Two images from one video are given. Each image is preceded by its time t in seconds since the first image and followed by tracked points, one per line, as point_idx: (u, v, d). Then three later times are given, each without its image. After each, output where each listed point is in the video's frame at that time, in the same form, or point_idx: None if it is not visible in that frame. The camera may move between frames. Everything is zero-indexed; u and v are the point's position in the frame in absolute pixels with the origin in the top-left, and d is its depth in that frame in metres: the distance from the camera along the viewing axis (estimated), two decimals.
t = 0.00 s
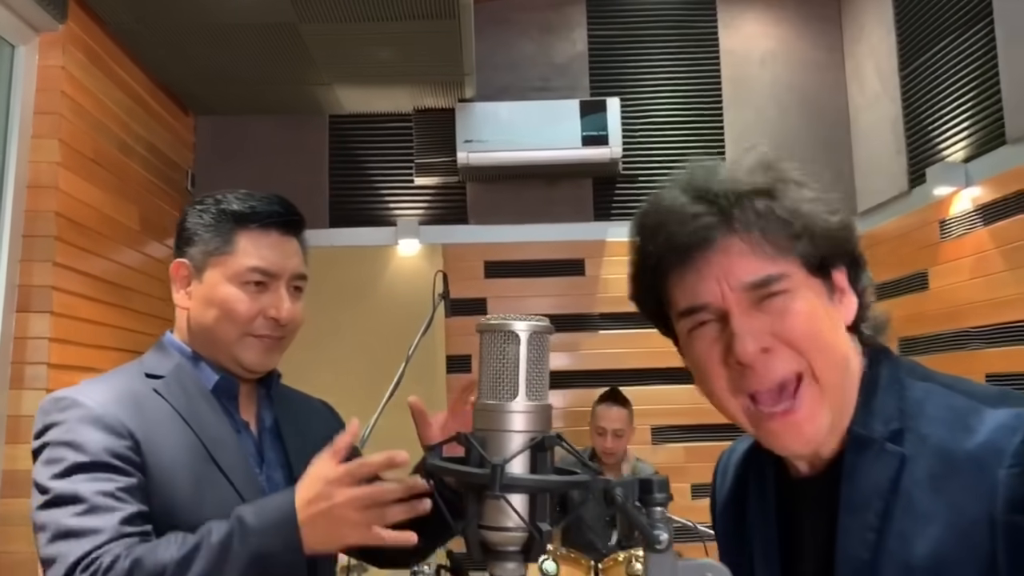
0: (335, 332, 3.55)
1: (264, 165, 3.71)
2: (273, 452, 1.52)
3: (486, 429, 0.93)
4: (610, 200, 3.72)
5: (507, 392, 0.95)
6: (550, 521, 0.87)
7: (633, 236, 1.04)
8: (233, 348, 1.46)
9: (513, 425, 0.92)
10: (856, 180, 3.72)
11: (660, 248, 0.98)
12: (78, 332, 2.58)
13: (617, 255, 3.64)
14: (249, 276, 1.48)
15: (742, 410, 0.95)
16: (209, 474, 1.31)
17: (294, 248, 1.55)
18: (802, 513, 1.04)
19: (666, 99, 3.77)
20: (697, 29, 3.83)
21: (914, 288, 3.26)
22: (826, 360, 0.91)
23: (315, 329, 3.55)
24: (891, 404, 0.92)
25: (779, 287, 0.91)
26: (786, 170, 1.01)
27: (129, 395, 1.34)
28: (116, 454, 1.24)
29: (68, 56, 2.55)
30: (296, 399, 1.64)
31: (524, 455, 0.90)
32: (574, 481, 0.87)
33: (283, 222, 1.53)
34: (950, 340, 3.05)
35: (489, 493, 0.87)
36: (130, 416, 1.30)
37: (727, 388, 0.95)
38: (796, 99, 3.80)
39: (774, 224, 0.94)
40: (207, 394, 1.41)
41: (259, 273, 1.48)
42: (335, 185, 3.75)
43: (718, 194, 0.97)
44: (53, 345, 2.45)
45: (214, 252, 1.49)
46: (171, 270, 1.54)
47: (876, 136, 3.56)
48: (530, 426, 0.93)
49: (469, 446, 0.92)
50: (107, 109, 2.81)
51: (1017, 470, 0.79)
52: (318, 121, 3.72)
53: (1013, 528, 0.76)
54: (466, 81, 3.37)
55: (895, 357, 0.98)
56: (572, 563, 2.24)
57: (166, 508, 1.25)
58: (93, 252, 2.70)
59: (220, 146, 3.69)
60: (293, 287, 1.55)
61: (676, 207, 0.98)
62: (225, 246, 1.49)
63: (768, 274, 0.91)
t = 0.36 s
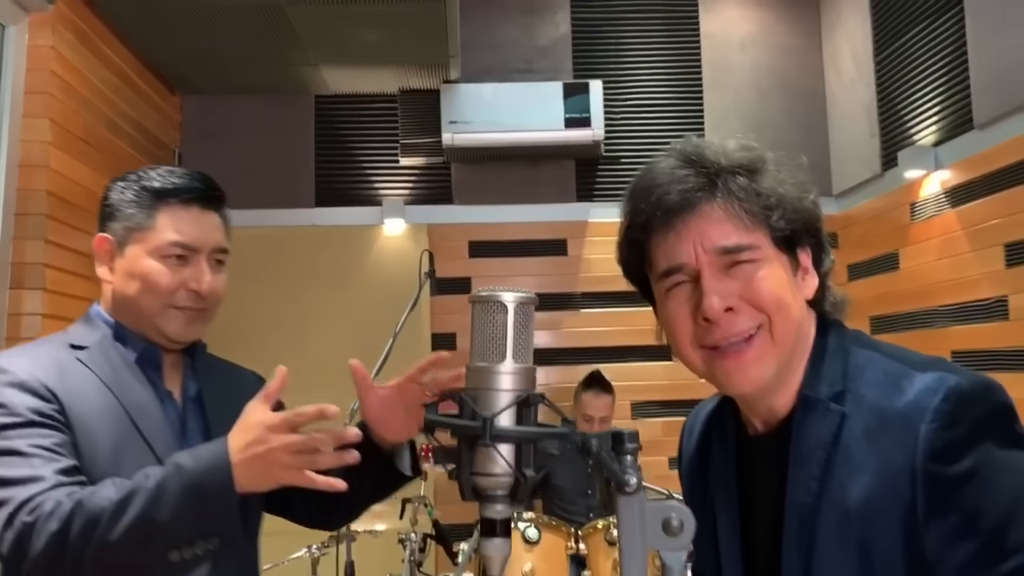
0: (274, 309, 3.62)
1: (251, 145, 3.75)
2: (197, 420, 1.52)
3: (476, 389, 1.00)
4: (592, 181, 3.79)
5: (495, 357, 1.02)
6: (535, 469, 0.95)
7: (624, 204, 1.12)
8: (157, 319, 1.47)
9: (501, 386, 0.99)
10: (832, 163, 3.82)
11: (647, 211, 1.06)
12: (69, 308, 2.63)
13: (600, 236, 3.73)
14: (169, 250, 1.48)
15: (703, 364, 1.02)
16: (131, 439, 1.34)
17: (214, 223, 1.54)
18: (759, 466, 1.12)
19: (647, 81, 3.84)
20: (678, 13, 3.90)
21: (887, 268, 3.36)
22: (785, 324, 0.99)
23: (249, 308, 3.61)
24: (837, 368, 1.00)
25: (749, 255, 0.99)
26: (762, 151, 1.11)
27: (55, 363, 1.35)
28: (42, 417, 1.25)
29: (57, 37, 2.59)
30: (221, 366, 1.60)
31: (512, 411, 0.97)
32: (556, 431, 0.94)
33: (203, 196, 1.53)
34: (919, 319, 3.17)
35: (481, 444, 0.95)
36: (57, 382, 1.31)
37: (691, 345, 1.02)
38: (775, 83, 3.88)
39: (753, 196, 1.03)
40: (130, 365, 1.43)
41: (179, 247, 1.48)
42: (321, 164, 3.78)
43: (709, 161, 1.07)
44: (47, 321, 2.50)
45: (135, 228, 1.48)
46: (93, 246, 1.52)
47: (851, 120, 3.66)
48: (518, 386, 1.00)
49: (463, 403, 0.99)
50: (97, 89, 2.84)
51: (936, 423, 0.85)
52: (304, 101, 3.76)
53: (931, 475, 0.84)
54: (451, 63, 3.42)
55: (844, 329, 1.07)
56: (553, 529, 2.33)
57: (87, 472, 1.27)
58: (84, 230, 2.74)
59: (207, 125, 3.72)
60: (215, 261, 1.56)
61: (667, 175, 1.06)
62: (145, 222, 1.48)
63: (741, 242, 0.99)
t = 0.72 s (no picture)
0: (257, 282, 3.68)
1: (244, 119, 3.78)
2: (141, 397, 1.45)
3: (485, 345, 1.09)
4: (583, 157, 3.86)
5: (495, 323, 1.12)
6: (534, 423, 1.03)
7: (611, 196, 1.10)
8: (105, 298, 1.42)
9: (502, 348, 1.08)
10: (818, 140, 3.89)
11: (635, 209, 1.05)
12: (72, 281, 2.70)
13: (589, 211, 3.80)
14: (123, 233, 1.44)
15: (690, 348, 1.05)
16: (66, 415, 1.30)
17: (170, 210, 1.50)
18: (737, 419, 1.11)
19: (636, 59, 3.91)
20: None
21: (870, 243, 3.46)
22: (765, 313, 1.02)
23: (233, 281, 3.67)
24: (806, 332, 1.04)
25: (732, 254, 1.00)
26: (745, 136, 1.08)
27: None
28: None
29: (54, 12, 2.62)
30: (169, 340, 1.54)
31: (512, 370, 1.06)
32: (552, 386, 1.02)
33: (160, 182, 1.49)
34: (899, 292, 3.27)
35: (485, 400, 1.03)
36: None
37: (679, 332, 1.05)
38: (762, 60, 3.94)
39: (737, 195, 1.02)
40: (71, 339, 1.37)
41: (134, 230, 1.44)
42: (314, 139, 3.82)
43: (695, 165, 1.03)
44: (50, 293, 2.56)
45: (91, 210, 1.44)
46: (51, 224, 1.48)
47: (836, 98, 3.72)
48: (518, 349, 1.09)
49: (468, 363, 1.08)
50: (93, 64, 2.87)
51: (894, 376, 0.90)
52: (297, 76, 3.79)
53: (888, 422, 0.89)
54: (443, 39, 3.45)
55: (811, 293, 1.09)
56: (544, 494, 2.43)
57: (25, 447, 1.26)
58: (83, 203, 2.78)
59: (200, 99, 3.75)
60: (167, 244, 1.51)
61: (655, 174, 1.04)
62: (102, 204, 1.44)
63: (725, 243, 1.00)
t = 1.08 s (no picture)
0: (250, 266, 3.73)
1: (239, 103, 3.81)
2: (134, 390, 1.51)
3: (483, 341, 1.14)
4: (575, 141, 3.91)
5: (486, 316, 1.19)
6: (524, 409, 1.10)
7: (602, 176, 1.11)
8: (93, 293, 1.44)
9: (494, 338, 1.15)
10: (807, 125, 3.95)
11: (624, 188, 1.06)
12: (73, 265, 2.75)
13: (582, 195, 3.86)
14: (111, 229, 1.45)
15: (664, 326, 1.04)
16: (36, 414, 1.35)
17: (159, 205, 1.52)
18: (714, 408, 1.13)
19: (629, 43, 3.94)
20: None
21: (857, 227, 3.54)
22: (742, 294, 1.02)
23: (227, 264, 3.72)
24: (779, 327, 1.04)
25: (712, 234, 1.01)
26: (727, 138, 1.09)
27: None
28: None
29: None
30: (163, 333, 1.60)
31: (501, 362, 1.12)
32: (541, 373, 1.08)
33: (150, 179, 1.50)
34: (884, 276, 3.35)
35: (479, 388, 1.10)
36: None
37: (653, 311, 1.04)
38: (752, 45, 3.98)
39: (717, 180, 1.03)
40: (53, 337, 1.41)
41: (122, 227, 1.46)
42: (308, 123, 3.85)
43: (682, 150, 1.06)
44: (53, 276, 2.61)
45: (80, 205, 1.45)
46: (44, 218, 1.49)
47: (825, 83, 3.78)
48: (510, 340, 1.15)
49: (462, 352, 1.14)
50: (91, 49, 2.91)
51: (859, 370, 0.91)
52: (292, 60, 3.82)
53: (854, 412, 0.90)
54: (437, 24, 3.49)
55: (785, 293, 1.10)
56: (536, 472, 2.52)
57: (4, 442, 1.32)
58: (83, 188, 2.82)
59: (196, 83, 3.78)
60: (155, 240, 1.52)
61: (644, 158, 1.06)
62: (90, 199, 1.45)
63: (706, 222, 1.01)
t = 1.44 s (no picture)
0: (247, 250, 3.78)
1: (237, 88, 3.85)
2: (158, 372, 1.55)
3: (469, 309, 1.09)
4: (570, 126, 3.95)
5: (476, 301, 1.25)
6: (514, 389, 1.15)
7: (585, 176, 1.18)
8: (121, 277, 1.47)
9: (484, 322, 1.21)
10: (798, 110, 4.00)
11: (607, 185, 1.12)
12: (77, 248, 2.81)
13: (576, 179, 3.91)
14: (138, 216, 1.48)
15: (642, 315, 1.10)
16: (70, 398, 1.39)
17: (183, 194, 1.55)
18: (687, 390, 1.19)
19: (622, 29, 3.99)
20: None
21: (846, 211, 3.60)
22: (715, 285, 1.08)
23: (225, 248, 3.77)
24: (747, 312, 1.08)
25: (687, 228, 1.07)
26: (704, 140, 1.15)
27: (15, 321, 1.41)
28: None
29: None
30: (188, 317, 1.63)
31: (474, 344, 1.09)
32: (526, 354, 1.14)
33: (175, 169, 1.54)
34: (871, 259, 3.42)
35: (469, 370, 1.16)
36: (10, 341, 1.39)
37: (631, 301, 1.11)
38: (745, 30, 4.02)
39: (694, 177, 1.10)
40: (85, 323, 1.45)
41: (148, 214, 1.48)
42: (307, 106, 3.89)
43: (662, 149, 1.12)
44: (57, 260, 2.67)
45: (108, 194, 1.48)
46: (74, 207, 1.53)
47: (816, 69, 3.82)
48: (498, 325, 1.22)
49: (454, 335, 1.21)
50: (91, 36, 2.95)
51: (817, 345, 0.94)
52: (289, 45, 3.86)
53: (812, 384, 0.93)
54: (432, 10, 3.52)
55: (756, 281, 1.15)
56: (529, 450, 2.59)
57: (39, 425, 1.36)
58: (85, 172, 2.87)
59: (194, 68, 3.81)
60: (180, 226, 1.55)
61: (627, 157, 1.12)
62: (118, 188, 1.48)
63: (683, 218, 1.07)
